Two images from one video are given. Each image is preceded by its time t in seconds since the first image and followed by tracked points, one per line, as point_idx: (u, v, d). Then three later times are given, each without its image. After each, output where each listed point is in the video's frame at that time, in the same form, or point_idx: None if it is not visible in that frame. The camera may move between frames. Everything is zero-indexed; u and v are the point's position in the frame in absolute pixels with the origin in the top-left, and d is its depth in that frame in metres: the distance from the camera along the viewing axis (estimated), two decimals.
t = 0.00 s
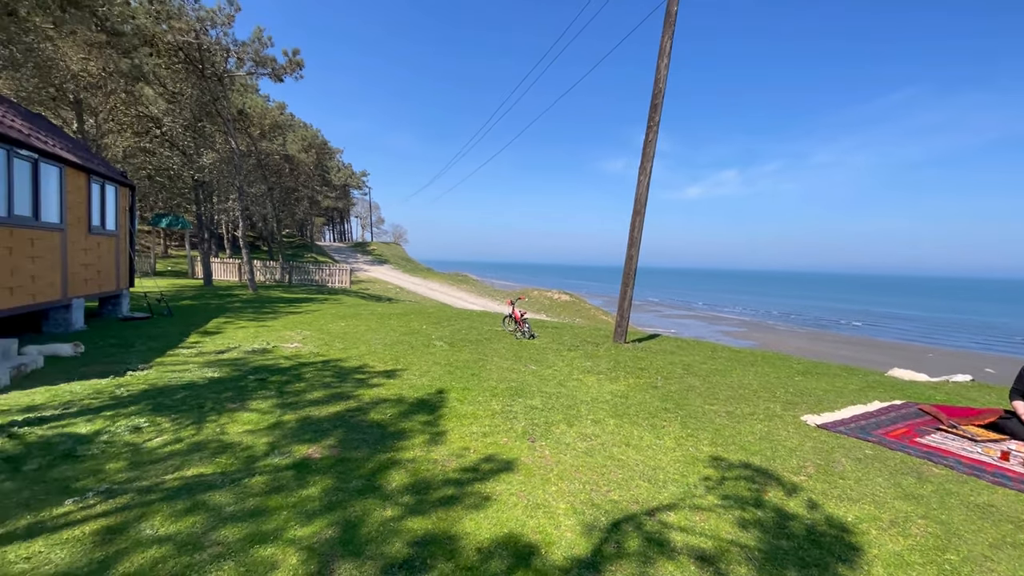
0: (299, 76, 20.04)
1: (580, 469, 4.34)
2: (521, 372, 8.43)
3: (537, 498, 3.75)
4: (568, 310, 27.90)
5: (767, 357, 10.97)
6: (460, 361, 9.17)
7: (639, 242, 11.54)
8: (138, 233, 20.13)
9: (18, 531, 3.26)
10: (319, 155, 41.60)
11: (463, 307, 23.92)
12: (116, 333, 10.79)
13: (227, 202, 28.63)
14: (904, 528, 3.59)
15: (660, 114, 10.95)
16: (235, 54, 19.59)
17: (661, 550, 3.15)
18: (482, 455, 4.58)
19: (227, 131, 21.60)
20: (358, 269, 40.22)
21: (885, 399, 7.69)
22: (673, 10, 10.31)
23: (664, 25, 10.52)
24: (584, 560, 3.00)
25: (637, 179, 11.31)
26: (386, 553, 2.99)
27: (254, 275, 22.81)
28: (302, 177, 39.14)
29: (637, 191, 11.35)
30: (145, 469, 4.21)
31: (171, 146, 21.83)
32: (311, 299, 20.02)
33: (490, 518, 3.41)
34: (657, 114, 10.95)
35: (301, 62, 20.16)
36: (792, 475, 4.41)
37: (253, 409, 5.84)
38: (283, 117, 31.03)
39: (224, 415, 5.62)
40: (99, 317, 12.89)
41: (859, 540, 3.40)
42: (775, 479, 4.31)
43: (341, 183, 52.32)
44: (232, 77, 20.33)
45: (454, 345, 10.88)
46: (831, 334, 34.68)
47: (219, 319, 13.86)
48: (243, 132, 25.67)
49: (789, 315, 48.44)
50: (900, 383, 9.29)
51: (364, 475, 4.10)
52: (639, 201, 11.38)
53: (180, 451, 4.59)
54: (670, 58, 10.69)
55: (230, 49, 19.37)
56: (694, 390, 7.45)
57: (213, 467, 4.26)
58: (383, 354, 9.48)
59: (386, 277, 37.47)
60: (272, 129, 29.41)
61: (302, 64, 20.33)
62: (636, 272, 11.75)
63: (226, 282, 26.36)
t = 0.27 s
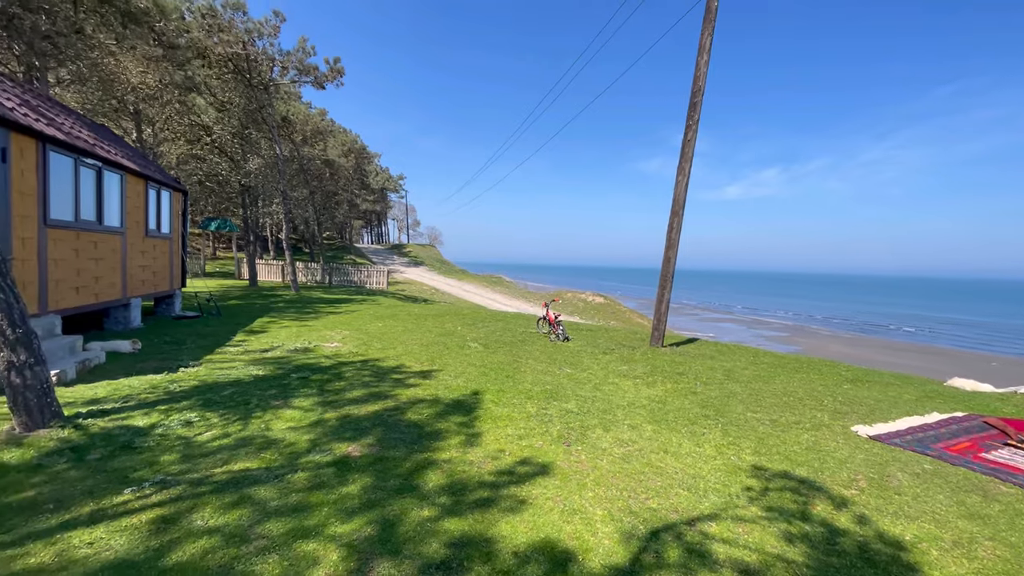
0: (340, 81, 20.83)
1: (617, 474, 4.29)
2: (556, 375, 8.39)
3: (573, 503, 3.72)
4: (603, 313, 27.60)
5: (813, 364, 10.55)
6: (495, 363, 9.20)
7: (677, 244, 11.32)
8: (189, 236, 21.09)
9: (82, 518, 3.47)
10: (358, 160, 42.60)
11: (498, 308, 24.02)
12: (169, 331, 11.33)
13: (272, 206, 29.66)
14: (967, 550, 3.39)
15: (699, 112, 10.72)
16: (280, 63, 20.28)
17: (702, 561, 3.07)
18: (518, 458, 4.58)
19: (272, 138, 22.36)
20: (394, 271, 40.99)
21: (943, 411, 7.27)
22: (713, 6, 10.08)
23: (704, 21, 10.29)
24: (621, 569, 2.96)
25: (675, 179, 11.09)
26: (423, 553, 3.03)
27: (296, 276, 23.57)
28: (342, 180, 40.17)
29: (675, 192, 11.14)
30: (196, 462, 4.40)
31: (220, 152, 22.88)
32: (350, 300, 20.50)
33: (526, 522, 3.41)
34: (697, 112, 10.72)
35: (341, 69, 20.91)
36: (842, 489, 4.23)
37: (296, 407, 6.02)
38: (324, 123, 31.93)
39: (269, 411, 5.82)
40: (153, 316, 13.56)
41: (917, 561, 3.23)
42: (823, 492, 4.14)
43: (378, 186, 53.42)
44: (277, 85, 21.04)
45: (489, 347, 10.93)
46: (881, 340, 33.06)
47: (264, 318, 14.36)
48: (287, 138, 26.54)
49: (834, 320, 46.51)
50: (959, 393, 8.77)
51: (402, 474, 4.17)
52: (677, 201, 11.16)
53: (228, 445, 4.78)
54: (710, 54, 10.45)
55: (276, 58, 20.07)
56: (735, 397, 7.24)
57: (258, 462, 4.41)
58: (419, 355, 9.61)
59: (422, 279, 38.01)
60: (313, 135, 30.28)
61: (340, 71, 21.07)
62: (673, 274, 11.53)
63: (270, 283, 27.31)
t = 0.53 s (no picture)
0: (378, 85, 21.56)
1: (656, 482, 4.19)
2: (592, 378, 8.29)
3: (610, 509, 3.66)
4: (640, 315, 27.15)
5: (863, 371, 10.06)
6: (531, 365, 9.17)
7: (717, 245, 11.02)
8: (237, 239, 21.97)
9: (138, 507, 3.64)
10: (396, 163, 43.41)
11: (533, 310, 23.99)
12: (218, 330, 11.82)
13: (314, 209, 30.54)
14: None
15: (741, 109, 10.41)
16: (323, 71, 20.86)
17: None
18: (554, 462, 4.54)
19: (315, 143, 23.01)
20: (431, 273, 41.54)
21: (1010, 424, 6.79)
22: None
23: (746, 15, 10.00)
24: None
25: (716, 178, 10.81)
26: (459, 554, 3.04)
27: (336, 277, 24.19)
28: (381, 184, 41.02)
29: (715, 191, 10.86)
30: (242, 456, 4.56)
31: (265, 158, 23.81)
32: (388, 301, 20.87)
33: (563, 528, 3.37)
34: (739, 109, 10.42)
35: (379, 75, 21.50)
36: (899, 505, 4.00)
37: (336, 405, 6.16)
38: (363, 128, 32.68)
39: (310, 409, 5.98)
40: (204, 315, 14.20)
41: None
42: (878, 508, 3.93)
43: (415, 189, 54.28)
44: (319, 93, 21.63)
45: (524, 348, 10.92)
46: (938, 347, 31.26)
47: (306, 318, 14.79)
48: (329, 144, 27.28)
49: (886, 325, 44.32)
50: None
51: (438, 474, 4.20)
52: (718, 201, 10.87)
53: (272, 441, 4.93)
54: (753, 49, 10.14)
55: (318, 66, 20.63)
56: (780, 404, 6.98)
57: (300, 459, 4.53)
58: (455, 356, 9.68)
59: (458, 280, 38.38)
60: (354, 140, 31.03)
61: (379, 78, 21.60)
62: (714, 276, 11.23)
63: (312, 284, 28.12)
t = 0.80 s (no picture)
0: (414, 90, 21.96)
1: (696, 490, 4.07)
2: (628, 382, 8.14)
3: (649, 518, 3.57)
4: (677, 318, 26.59)
5: (919, 379, 9.53)
6: (566, 367, 9.10)
7: (760, 246, 10.67)
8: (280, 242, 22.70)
9: (187, 499, 3.78)
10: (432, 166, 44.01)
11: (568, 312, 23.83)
12: (262, 329, 12.23)
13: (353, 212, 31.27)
14: None
15: (786, 104, 10.05)
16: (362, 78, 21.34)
17: None
18: (590, 467, 4.47)
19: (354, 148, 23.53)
20: (466, 275, 41.87)
21: None
22: None
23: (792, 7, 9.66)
24: None
25: (759, 177, 10.47)
26: (495, 558, 3.02)
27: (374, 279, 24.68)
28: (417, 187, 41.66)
29: (759, 190, 10.52)
30: (284, 453, 4.69)
31: (307, 163, 24.54)
32: (424, 302, 21.14)
33: (600, 535, 3.31)
34: (784, 104, 10.06)
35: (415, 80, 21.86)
36: (963, 524, 3.75)
37: (374, 404, 6.26)
38: (401, 133, 33.27)
39: (349, 408, 6.09)
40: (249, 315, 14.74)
41: None
42: (940, 527, 3.69)
43: (451, 192, 54.90)
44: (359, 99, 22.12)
45: (559, 351, 10.84)
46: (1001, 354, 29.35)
47: (345, 319, 15.13)
48: (367, 149, 27.87)
49: (942, 330, 41.96)
50: None
51: (474, 476, 4.20)
52: (761, 200, 10.53)
53: (312, 439, 5.05)
54: (799, 42, 9.78)
55: (357, 73, 21.09)
56: (828, 412, 6.68)
57: (339, 456, 4.62)
58: (490, 358, 9.70)
59: (492, 282, 38.54)
60: (391, 144, 31.58)
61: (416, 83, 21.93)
62: (756, 278, 10.87)
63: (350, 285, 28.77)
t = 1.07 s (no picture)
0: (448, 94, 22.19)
1: (739, 501, 3.94)
2: (666, 386, 7.97)
3: (689, 527, 3.48)
4: (716, 321, 25.92)
5: (980, 387, 8.98)
6: (601, 371, 8.98)
7: (805, 246, 10.28)
8: (321, 245, 23.33)
9: (233, 493, 3.92)
10: (466, 169, 44.44)
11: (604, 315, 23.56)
12: (304, 330, 12.59)
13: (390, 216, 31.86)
14: None
15: (834, 98, 9.65)
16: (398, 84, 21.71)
17: None
18: (627, 473, 4.39)
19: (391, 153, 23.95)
20: (500, 277, 42.01)
21: None
22: None
23: None
24: None
25: (805, 174, 10.09)
26: (531, 564, 2.99)
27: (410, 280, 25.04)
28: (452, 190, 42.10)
29: (804, 188, 10.14)
30: (325, 451, 4.80)
31: (347, 168, 25.16)
32: (459, 304, 21.32)
33: (638, 544, 3.24)
34: (831, 98, 9.66)
35: (450, 84, 22.08)
36: None
37: (410, 405, 6.34)
38: (436, 137, 33.70)
39: (386, 408, 6.18)
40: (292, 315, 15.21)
41: None
42: (1009, 549, 3.45)
43: (485, 194, 55.26)
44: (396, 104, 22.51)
45: (594, 354, 10.73)
46: None
47: (382, 320, 15.42)
48: (404, 153, 28.34)
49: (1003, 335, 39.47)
50: None
51: (509, 479, 4.18)
52: (806, 199, 10.15)
53: (351, 438, 5.15)
54: (848, 32, 9.38)
55: (394, 79, 21.48)
56: (880, 422, 6.36)
57: (377, 456, 4.69)
58: (524, 360, 9.68)
59: (526, 284, 38.54)
60: (427, 148, 32.03)
61: (451, 88, 22.17)
62: (802, 279, 10.47)
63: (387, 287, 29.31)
